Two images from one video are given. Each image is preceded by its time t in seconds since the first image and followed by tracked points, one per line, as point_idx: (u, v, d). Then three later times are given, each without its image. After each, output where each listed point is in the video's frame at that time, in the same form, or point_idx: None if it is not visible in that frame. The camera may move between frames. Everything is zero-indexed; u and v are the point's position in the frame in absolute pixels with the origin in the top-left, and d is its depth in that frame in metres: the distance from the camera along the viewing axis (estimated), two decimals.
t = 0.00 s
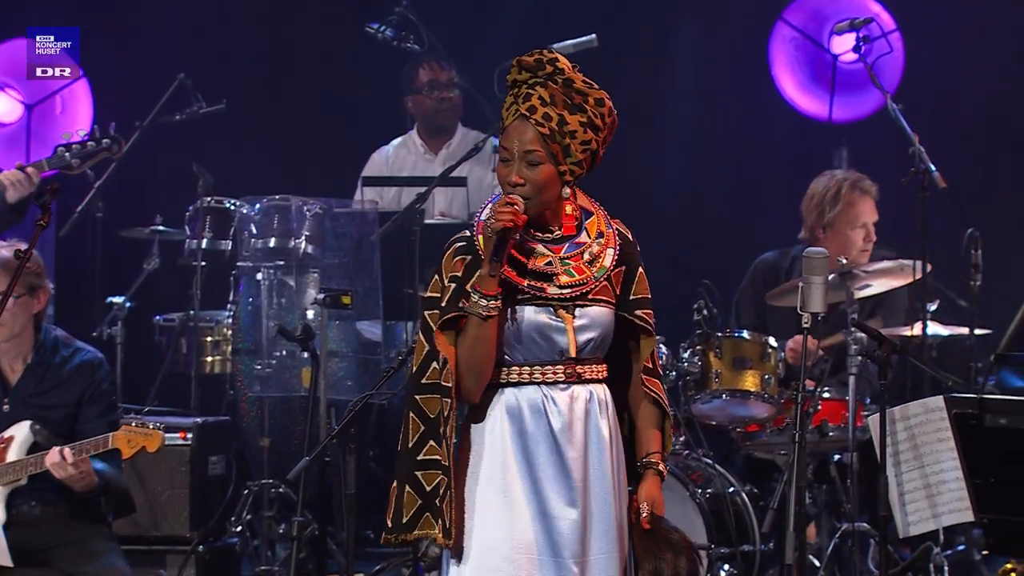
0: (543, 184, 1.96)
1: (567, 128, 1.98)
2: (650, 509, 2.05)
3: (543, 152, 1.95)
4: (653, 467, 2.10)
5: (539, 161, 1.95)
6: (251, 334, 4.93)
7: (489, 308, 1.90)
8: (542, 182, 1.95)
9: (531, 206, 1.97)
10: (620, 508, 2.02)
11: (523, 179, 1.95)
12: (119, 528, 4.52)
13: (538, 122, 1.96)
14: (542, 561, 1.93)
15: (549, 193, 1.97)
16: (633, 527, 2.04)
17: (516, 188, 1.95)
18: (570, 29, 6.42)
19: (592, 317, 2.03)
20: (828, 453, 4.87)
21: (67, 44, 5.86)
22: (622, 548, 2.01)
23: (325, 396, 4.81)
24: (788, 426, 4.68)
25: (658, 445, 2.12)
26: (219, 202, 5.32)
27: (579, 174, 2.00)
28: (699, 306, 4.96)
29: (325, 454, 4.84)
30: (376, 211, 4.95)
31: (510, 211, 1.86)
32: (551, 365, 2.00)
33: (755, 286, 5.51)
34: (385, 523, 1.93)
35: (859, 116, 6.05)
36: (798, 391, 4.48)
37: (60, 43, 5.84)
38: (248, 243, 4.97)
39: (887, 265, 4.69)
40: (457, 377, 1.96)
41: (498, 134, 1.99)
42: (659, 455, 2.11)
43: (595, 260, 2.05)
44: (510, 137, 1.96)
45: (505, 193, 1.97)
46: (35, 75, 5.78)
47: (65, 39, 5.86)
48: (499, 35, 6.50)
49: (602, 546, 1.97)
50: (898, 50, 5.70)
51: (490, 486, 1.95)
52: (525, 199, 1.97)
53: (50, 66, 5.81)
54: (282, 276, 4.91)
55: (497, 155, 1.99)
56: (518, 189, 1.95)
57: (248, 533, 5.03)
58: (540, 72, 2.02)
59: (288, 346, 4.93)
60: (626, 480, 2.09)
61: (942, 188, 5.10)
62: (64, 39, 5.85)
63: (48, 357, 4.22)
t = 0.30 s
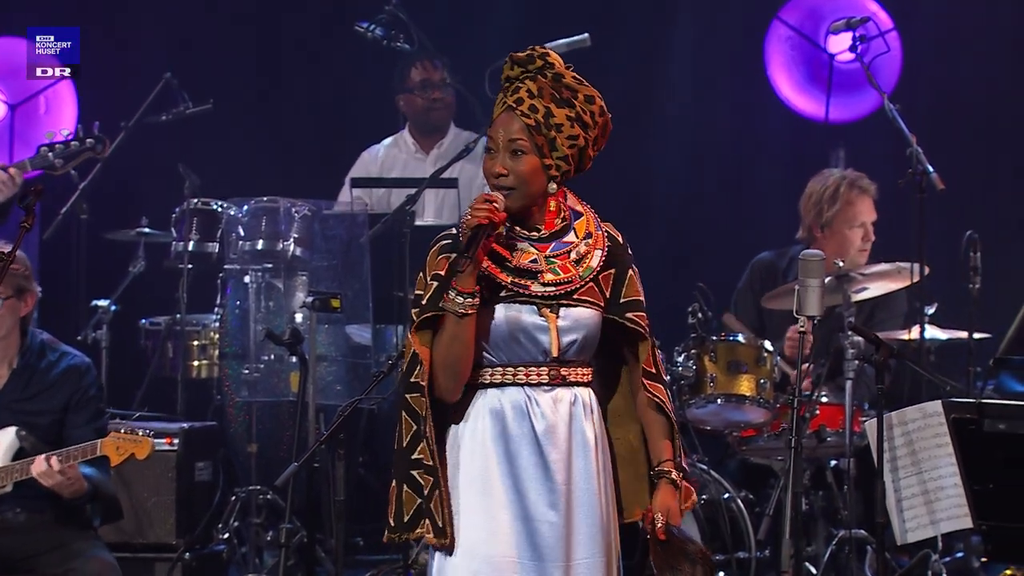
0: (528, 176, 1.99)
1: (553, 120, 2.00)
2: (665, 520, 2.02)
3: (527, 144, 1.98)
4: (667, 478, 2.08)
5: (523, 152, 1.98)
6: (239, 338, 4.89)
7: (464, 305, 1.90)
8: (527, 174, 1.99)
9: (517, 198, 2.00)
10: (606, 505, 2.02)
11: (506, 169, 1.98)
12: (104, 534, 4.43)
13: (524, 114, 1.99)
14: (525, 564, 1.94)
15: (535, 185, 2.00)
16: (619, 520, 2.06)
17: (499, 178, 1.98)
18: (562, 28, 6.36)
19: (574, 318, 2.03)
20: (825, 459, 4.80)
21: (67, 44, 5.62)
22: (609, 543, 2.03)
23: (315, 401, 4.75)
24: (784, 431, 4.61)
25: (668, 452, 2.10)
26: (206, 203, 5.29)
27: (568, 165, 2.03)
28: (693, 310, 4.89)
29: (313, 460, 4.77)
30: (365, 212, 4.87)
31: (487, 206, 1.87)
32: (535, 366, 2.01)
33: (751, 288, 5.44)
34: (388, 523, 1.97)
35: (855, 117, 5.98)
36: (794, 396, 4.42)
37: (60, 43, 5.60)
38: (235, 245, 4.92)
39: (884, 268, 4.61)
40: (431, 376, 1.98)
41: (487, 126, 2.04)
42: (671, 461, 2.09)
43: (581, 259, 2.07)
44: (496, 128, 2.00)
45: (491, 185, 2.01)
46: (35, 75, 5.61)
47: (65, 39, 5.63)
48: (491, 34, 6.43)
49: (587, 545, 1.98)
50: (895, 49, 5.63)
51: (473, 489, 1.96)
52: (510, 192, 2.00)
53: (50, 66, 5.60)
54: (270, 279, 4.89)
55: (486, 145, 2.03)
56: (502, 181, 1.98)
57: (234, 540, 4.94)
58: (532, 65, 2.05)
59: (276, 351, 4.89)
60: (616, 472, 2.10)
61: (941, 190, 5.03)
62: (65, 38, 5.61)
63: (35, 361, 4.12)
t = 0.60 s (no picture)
0: (503, 171, 2.15)
1: (522, 116, 2.16)
2: (638, 534, 2.11)
3: (499, 140, 2.15)
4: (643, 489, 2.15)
5: (496, 148, 2.14)
6: (236, 344, 4.81)
7: (428, 310, 2.08)
8: (501, 168, 2.14)
9: (493, 195, 2.17)
10: (579, 509, 2.12)
11: (480, 168, 2.15)
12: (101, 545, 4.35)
13: (493, 112, 2.16)
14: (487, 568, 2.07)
15: (510, 180, 2.16)
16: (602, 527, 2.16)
17: (474, 175, 2.15)
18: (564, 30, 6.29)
19: (544, 325, 2.15)
20: (832, 468, 4.73)
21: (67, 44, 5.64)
22: (585, 548, 2.12)
23: (313, 409, 4.67)
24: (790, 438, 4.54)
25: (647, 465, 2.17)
26: (202, 207, 5.19)
27: (542, 160, 2.18)
28: (699, 315, 4.80)
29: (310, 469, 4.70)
30: (365, 215, 4.80)
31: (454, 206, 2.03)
32: (502, 374, 2.14)
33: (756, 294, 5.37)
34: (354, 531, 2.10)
35: (863, 119, 5.89)
36: (801, 403, 4.34)
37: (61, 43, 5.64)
38: (232, 249, 4.86)
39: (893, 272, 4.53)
40: (399, 380, 2.16)
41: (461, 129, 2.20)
42: (649, 474, 2.17)
43: (553, 264, 2.20)
44: (469, 129, 2.17)
45: (467, 186, 2.18)
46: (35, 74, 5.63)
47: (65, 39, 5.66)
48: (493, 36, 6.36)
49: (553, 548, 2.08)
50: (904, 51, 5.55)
51: (439, 497, 2.10)
52: (485, 189, 2.16)
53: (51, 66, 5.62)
54: (268, 285, 4.81)
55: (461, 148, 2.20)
56: (477, 178, 2.15)
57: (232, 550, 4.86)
58: (498, 67, 2.21)
59: (274, 356, 4.82)
60: (597, 478, 2.19)
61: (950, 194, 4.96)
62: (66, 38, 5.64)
63: (29, 369, 4.04)
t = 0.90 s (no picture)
0: (468, 175, 2.17)
1: (489, 119, 2.18)
2: (611, 554, 2.10)
3: (462, 145, 2.17)
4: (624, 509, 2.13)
5: (459, 153, 2.17)
6: (243, 350, 4.80)
7: (389, 313, 2.14)
8: (464, 173, 2.16)
9: (459, 199, 2.19)
10: (551, 511, 2.11)
11: (444, 172, 2.17)
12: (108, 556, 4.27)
13: (459, 116, 2.18)
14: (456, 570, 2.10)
15: (474, 184, 2.18)
16: (582, 530, 2.16)
17: (437, 179, 2.17)
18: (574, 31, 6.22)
19: (513, 331, 2.16)
20: (849, 476, 4.65)
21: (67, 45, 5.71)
22: (560, 550, 2.11)
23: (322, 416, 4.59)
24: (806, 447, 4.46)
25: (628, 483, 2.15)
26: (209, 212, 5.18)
27: (511, 165, 2.19)
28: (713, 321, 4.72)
29: (320, 477, 4.63)
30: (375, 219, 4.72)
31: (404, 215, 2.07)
32: (471, 379, 2.15)
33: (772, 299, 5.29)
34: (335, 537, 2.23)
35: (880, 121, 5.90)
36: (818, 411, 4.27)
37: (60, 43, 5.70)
38: (240, 255, 4.85)
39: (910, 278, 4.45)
40: (368, 385, 2.22)
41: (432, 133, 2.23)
42: (629, 494, 2.14)
43: (525, 269, 2.20)
44: (437, 133, 2.19)
45: (436, 190, 2.20)
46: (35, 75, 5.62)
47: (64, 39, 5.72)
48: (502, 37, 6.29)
49: (526, 553, 2.08)
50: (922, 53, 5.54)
51: (409, 501, 2.13)
52: (452, 194, 2.18)
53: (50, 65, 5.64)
54: (275, 290, 4.81)
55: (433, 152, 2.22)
56: (440, 183, 2.17)
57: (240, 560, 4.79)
58: (472, 71, 2.24)
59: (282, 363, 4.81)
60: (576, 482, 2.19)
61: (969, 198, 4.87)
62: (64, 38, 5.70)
63: (33, 377, 3.96)
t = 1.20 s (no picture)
0: (458, 175, 2.23)
1: (480, 121, 2.24)
2: (608, 560, 2.13)
3: (453, 145, 2.24)
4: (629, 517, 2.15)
5: (450, 154, 2.23)
6: (268, 357, 4.97)
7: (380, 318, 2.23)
8: (453, 172, 2.23)
9: (450, 200, 2.25)
10: (541, 513, 2.16)
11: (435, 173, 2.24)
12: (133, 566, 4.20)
13: (453, 118, 2.25)
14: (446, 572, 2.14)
15: (464, 183, 2.23)
16: (578, 534, 2.19)
17: (428, 179, 2.24)
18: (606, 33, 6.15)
19: (503, 338, 2.20)
20: (886, 486, 4.56)
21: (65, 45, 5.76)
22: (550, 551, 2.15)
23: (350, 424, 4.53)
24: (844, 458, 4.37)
25: (629, 488, 2.17)
26: (234, 216, 5.14)
27: (504, 165, 2.24)
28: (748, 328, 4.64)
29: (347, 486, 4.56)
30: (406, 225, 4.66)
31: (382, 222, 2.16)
32: (462, 384, 2.21)
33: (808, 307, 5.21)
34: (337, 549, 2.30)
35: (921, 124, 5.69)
36: (854, 419, 4.18)
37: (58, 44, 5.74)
38: (265, 261, 5.03)
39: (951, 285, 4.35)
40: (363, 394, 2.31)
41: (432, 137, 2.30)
42: (630, 500, 2.16)
43: (516, 273, 2.24)
44: (433, 136, 2.27)
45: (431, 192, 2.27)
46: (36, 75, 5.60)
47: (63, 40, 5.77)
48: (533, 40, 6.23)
49: (512, 555, 2.12)
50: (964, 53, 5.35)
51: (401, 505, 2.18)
52: (444, 194, 2.25)
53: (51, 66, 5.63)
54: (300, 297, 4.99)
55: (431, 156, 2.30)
56: (431, 183, 2.24)
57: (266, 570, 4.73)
58: (473, 75, 2.31)
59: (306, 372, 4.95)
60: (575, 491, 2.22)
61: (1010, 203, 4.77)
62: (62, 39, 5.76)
63: (56, 384, 3.89)
